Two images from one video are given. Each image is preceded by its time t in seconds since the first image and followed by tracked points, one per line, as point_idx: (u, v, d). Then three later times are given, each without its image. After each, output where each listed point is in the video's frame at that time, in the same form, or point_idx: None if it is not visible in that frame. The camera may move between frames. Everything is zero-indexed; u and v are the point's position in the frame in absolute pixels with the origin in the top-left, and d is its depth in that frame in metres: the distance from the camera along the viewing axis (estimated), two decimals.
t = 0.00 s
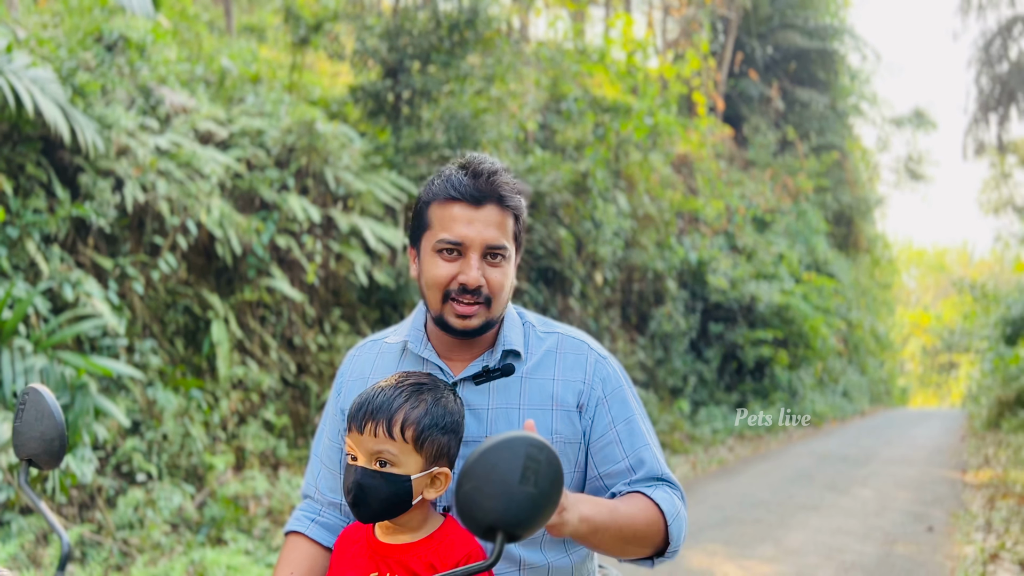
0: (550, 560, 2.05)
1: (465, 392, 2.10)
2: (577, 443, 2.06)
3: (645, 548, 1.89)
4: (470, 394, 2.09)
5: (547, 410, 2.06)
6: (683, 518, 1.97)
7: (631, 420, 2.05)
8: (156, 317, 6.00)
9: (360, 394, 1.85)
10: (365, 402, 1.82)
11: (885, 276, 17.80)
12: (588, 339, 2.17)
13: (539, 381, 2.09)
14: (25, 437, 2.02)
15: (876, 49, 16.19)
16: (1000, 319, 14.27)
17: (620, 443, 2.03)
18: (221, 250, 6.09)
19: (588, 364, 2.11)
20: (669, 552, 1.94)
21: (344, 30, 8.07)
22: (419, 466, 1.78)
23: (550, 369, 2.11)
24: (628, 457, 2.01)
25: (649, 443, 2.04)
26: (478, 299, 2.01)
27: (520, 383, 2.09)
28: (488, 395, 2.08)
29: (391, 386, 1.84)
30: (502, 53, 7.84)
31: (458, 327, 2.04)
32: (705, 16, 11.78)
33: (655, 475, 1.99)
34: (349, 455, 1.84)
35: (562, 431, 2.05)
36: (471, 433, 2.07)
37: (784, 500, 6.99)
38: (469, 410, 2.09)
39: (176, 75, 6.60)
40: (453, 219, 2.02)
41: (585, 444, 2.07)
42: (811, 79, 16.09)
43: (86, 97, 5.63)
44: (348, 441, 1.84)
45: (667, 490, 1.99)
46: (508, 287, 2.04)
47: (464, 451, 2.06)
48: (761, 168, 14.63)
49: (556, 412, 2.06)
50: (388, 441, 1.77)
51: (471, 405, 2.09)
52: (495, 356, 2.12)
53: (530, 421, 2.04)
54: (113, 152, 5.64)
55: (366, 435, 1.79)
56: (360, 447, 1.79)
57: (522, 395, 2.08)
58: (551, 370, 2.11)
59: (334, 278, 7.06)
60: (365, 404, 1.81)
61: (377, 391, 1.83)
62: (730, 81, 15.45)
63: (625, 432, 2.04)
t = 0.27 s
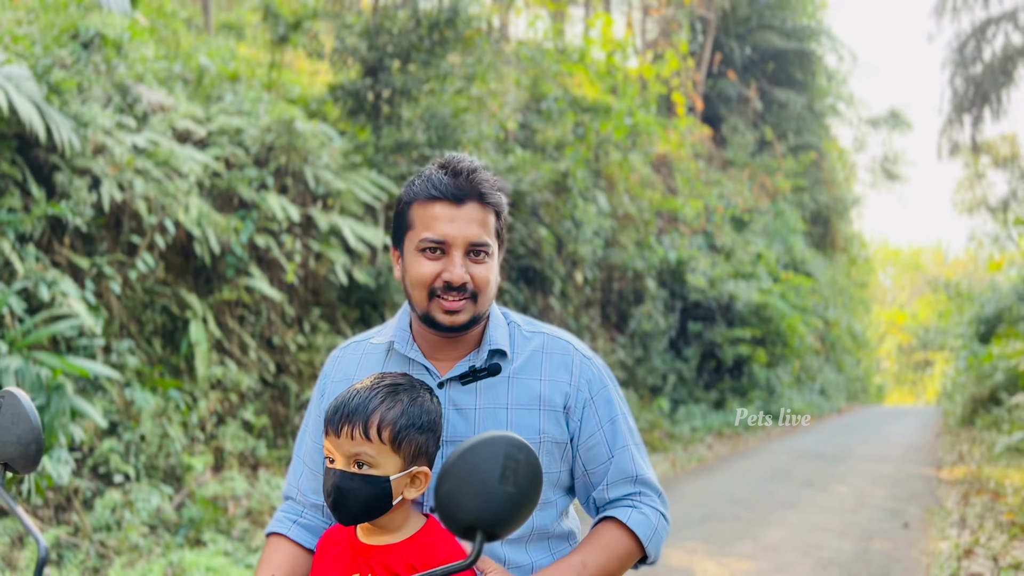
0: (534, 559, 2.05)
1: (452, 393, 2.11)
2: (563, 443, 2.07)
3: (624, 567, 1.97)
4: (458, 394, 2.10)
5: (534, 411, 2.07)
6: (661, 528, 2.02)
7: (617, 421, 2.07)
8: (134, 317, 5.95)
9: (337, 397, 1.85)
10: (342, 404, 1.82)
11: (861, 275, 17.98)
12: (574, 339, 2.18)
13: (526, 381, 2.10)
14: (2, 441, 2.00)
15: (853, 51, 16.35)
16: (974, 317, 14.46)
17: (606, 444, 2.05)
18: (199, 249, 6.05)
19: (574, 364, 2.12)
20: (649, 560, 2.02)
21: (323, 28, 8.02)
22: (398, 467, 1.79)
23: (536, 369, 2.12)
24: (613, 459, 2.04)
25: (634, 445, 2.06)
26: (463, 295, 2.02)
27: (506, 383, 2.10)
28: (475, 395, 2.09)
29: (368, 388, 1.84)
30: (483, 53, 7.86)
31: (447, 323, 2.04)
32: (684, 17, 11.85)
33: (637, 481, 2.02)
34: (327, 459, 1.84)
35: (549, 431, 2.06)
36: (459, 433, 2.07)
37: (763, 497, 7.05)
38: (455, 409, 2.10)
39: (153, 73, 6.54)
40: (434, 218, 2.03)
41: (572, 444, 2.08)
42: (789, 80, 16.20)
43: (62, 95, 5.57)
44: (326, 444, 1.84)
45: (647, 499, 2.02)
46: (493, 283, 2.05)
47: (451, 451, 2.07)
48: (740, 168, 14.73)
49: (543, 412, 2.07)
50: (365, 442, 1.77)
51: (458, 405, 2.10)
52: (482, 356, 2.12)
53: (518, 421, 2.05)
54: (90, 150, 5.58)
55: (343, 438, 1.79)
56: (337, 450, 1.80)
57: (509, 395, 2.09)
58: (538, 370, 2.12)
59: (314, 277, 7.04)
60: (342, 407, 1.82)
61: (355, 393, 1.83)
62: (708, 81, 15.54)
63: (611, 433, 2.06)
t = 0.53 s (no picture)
0: (516, 558, 2.05)
1: (432, 392, 2.10)
2: (544, 441, 2.06)
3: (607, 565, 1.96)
4: (438, 393, 2.10)
5: (514, 408, 2.06)
6: (641, 527, 2.01)
7: (595, 418, 2.06)
8: (112, 317, 5.90)
9: (317, 397, 1.85)
10: (322, 404, 1.82)
11: (840, 275, 18.13)
12: (554, 337, 2.18)
13: (506, 379, 2.10)
14: None
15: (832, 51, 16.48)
16: (950, 316, 14.63)
17: (584, 440, 2.04)
18: (178, 248, 6.00)
19: (554, 362, 2.11)
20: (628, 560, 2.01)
21: (304, 26, 7.97)
22: (378, 467, 1.78)
23: (516, 367, 2.11)
24: (591, 457, 2.03)
25: (613, 442, 2.05)
26: (440, 290, 2.01)
27: (486, 381, 2.10)
28: (456, 393, 2.09)
29: (347, 387, 1.84)
30: (464, 52, 7.86)
31: (426, 320, 2.03)
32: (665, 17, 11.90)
33: (615, 478, 2.01)
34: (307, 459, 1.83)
35: (529, 428, 2.06)
36: (439, 432, 2.07)
37: (743, 495, 7.10)
38: (436, 409, 2.09)
39: (131, 71, 6.47)
40: (409, 214, 2.03)
41: (552, 442, 2.07)
42: (768, 80, 16.30)
43: (39, 93, 5.50)
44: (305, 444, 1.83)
45: (625, 499, 2.01)
46: (470, 278, 2.04)
47: (432, 450, 2.06)
48: (720, 168, 14.80)
49: (523, 410, 2.06)
50: (344, 442, 1.77)
51: (439, 404, 2.09)
52: (462, 354, 2.12)
53: (498, 420, 2.05)
54: (67, 149, 5.52)
55: (323, 438, 1.78)
56: (317, 450, 1.79)
57: (489, 393, 2.08)
58: (518, 367, 2.11)
59: (295, 277, 7.00)
60: (322, 407, 1.81)
61: (334, 393, 1.83)
62: (689, 82, 15.60)
63: (590, 430, 2.04)
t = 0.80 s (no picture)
0: (495, 554, 2.04)
1: (405, 391, 2.08)
2: (518, 435, 2.05)
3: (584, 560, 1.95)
4: (410, 392, 2.08)
5: (487, 403, 2.05)
6: (619, 518, 1.99)
7: (569, 410, 2.04)
8: (90, 317, 5.84)
9: (290, 398, 1.84)
10: (296, 404, 1.81)
11: (819, 275, 18.28)
12: (525, 330, 2.16)
13: (478, 375, 2.08)
14: None
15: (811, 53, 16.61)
16: (927, 315, 14.79)
17: (559, 433, 2.02)
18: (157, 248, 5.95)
19: (526, 355, 2.10)
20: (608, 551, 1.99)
21: (285, 24, 7.91)
22: (352, 466, 1.77)
23: (488, 362, 2.10)
24: (567, 450, 2.01)
25: (587, 433, 2.03)
26: (407, 285, 2.01)
27: (458, 377, 2.08)
28: (428, 391, 2.07)
29: (322, 387, 1.83)
30: (446, 51, 7.84)
31: (395, 317, 2.02)
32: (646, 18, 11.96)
33: (591, 470, 1.99)
34: (281, 460, 1.82)
35: (504, 423, 2.04)
36: (412, 431, 2.05)
37: (723, 494, 7.13)
38: (409, 408, 2.07)
39: (110, 68, 6.41)
40: (369, 213, 2.03)
41: (527, 436, 2.05)
42: (749, 81, 16.40)
43: (15, 90, 5.43)
44: (279, 444, 1.83)
45: (603, 490, 1.99)
46: (436, 272, 2.03)
47: (406, 450, 2.04)
48: (701, 168, 14.88)
49: (496, 404, 2.05)
50: (317, 441, 1.76)
51: (411, 403, 2.07)
52: (432, 352, 2.10)
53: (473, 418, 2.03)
54: (44, 147, 5.45)
55: (297, 438, 1.78)
56: (291, 450, 1.78)
57: (461, 389, 2.07)
58: (489, 362, 2.10)
59: (275, 276, 6.96)
60: (295, 408, 1.80)
61: (309, 392, 1.82)
62: (670, 83, 15.68)
63: (564, 422, 2.03)
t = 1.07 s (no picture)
0: (473, 554, 2.02)
1: (382, 390, 2.08)
2: (496, 435, 2.04)
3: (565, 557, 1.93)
4: (387, 392, 2.07)
5: (465, 403, 2.04)
6: (596, 517, 1.99)
7: (548, 410, 2.04)
8: (68, 317, 5.78)
9: (262, 399, 1.83)
10: (268, 404, 1.80)
11: (799, 275, 18.40)
12: (503, 331, 2.16)
13: (455, 374, 2.07)
14: None
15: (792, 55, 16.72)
16: (906, 316, 14.93)
17: (537, 433, 2.02)
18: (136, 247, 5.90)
19: (504, 356, 2.10)
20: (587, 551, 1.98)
21: (266, 23, 7.85)
22: (324, 466, 1.76)
23: (465, 362, 2.09)
24: (544, 450, 2.00)
25: (565, 433, 2.03)
26: (388, 286, 2.00)
27: (435, 377, 2.07)
28: (405, 391, 2.06)
29: (295, 387, 1.82)
30: (429, 51, 7.81)
31: (374, 317, 2.01)
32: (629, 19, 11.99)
33: (569, 469, 1.98)
34: (253, 460, 1.81)
35: (481, 423, 2.04)
36: (389, 431, 2.03)
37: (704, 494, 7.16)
38: (385, 407, 2.06)
39: (88, 66, 6.35)
40: (352, 212, 2.02)
41: (504, 436, 2.05)
42: (731, 83, 16.48)
43: None
44: (252, 445, 1.81)
45: (581, 489, 1.99)
46: (417, 273, 2.03)
47: (382, 450, 2.03)
48: (683, 169, 14.94)
49: (473, 404, 2.04)
50: (289, 442, 1.75)
51: (388, 403, 2.06)
52: (410, 352, 2.10)
53: (450, 418, 2.03)
54: (21, 145, 5.39)
55: (269, 438, 1.77)
56: (263, 451, 1.77)
57: (438, 389, 2.06)
58: (467, 362, 2.09)
59: (256, 276, 6.92)
60: (267, 408, 1.79)
61: (281, 392, 1.81)
62: (653, 84, 15.73)
63: (542, 422, 2.02)
